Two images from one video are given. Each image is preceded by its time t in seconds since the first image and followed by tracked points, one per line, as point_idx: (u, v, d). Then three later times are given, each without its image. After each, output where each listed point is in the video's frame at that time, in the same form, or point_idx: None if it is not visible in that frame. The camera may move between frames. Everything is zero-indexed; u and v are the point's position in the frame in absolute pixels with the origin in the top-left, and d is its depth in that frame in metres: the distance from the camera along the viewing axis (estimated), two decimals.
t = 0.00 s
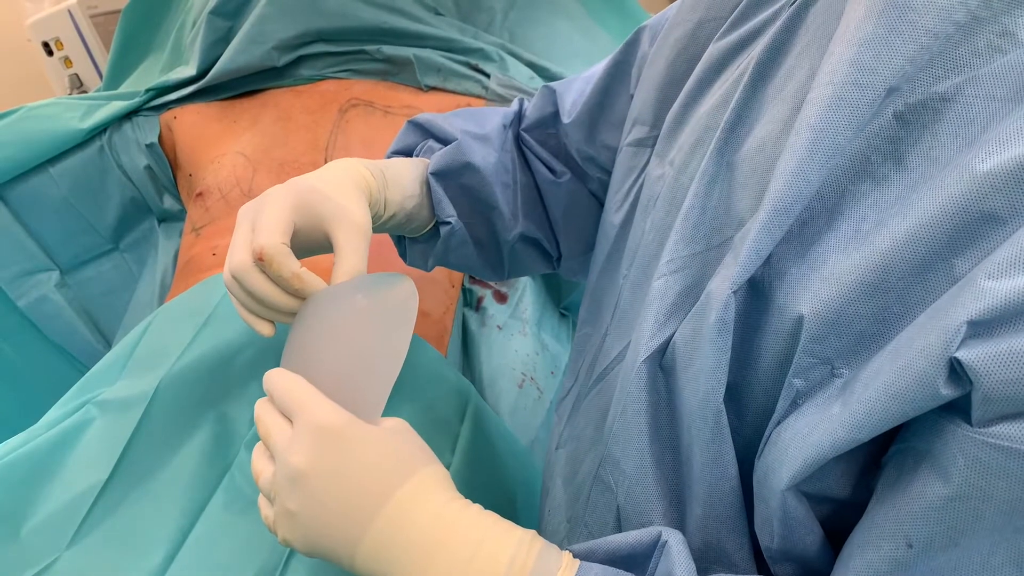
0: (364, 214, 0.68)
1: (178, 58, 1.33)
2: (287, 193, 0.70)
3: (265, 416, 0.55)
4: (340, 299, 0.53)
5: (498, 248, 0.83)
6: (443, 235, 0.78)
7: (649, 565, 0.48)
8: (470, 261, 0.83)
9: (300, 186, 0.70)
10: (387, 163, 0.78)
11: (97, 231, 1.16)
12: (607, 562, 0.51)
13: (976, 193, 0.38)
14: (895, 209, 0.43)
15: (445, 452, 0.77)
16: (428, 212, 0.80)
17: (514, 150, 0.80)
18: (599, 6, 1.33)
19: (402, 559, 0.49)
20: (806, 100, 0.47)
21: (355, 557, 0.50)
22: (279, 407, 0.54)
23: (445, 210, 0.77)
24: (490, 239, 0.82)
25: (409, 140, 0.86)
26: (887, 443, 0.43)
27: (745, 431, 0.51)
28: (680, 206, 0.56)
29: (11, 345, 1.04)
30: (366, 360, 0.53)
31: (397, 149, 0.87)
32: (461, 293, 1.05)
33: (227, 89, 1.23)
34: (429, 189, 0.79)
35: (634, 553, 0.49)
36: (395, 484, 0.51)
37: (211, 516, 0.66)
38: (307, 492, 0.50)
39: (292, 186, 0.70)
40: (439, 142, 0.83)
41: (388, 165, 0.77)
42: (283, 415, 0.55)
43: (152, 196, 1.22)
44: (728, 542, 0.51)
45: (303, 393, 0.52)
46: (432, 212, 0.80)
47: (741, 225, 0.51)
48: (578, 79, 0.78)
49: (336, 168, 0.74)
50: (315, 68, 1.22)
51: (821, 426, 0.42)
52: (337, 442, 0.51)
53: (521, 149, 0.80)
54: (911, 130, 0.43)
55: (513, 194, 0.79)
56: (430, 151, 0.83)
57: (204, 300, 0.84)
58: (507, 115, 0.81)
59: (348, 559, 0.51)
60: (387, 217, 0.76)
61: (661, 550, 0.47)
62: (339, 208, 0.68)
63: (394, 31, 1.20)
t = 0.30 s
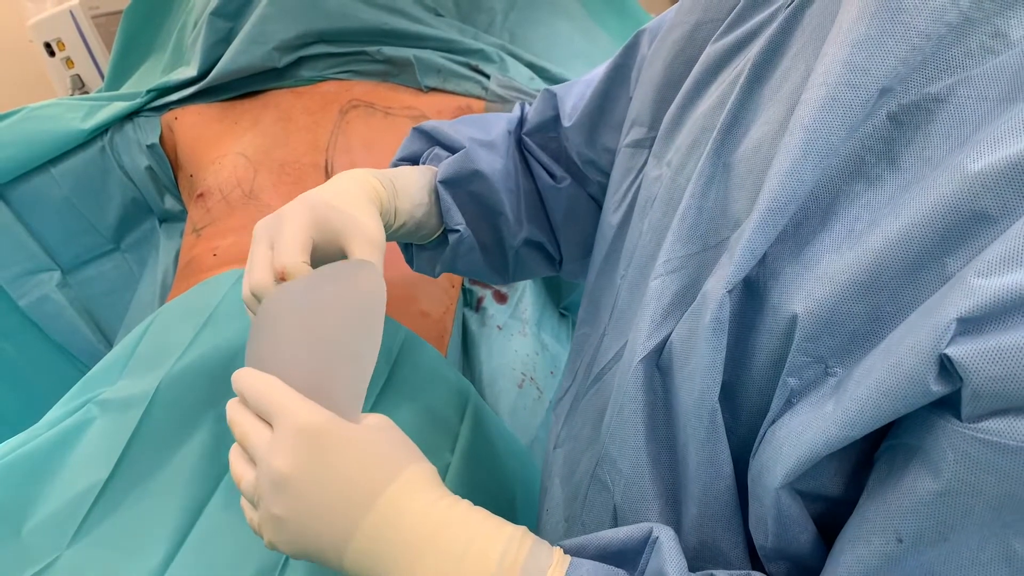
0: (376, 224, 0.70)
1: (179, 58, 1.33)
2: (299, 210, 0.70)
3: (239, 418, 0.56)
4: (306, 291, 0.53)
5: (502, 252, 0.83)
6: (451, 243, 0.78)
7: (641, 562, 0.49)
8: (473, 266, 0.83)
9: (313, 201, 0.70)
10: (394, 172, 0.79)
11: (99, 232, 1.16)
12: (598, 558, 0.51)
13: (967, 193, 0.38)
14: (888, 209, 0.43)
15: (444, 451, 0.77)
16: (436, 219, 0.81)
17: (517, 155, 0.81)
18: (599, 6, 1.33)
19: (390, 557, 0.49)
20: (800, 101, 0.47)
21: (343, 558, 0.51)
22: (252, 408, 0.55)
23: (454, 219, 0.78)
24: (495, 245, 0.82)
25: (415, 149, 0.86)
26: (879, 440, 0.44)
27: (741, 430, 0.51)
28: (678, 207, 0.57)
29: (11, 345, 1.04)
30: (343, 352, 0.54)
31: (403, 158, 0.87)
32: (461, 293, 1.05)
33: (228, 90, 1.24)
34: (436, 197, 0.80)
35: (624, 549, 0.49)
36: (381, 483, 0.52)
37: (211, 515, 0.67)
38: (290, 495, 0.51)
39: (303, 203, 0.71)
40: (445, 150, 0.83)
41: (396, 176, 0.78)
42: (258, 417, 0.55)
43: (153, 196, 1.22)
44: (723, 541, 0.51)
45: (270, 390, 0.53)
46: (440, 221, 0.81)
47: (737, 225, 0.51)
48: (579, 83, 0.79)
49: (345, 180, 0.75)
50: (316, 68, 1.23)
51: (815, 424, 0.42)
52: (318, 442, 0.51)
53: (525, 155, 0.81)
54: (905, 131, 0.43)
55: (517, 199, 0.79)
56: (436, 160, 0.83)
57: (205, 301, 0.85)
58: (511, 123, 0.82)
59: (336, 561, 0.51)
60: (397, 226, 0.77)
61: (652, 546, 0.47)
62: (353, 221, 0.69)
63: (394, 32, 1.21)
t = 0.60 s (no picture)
0: (377, 220, 0.69)
1: (180, 58, 1.33)
2: (301, 204, 0.70)
3: (254, 409, 0.55)
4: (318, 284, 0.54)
5: (501, 250, 0.83)
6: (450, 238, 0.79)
7: (648, 557, 0.49)
8: (472, 263, 0.83)
9: (313, 194, 0.71)
10: (394, 168, 0.79)
11: (100, 231, 1.16)
12: (605, 553, 0.51)
13: (968, 191, 0.38)
14: (889, 207, 0.43)
15: (444, 450, 0.77)
16: (436, 216, 0.81)
17: (517, 152, 0.81)
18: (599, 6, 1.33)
19: (398, 552, 0.49)
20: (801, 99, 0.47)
21: (353, 550, 0.51)
22: (268, 398, 0.54)
23: (453, 215, 0.78)
24: (494, 242, 0.82)
25: (415, 145, 0.87)
26: (881, 438, 0.44)
27: (742, 428, 0.52)
28: (678, 205, 0.57)
29: (13, 343, 1.04)
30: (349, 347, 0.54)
31: (404, 154, 0.87)
32: (461, 292, 1.05)
33: (229, 89, 1.24)
34: (437, 194, 0.80)
35: (631, 544, 0.49)
36: (388, 477, 0.51)
37: (212, 512, 0.67)
38: (301, 484, 0.51)
39: (304, 197, 0.71)
40: (445, 148, 0.83)
41: (397, 171, 0.78)
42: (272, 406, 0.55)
43: (154, 195, 1.23)
44: (725, 538, 0.51)
45: (292, 381, 0.53)
46: (439, 217, 0.80)
47: (739, 223, 0.51)
48: (581, 82, 0.79)
49: (345, 174, 0.75)
50: (317, 68, 1.23)
51: (818, 421, 0.42)
52: (330, 434, 0.51)
53: (525, 153, 0.81)
54: (906, 130, 0.43)
55: (517, 196, 0.79)
56: (436, 156, 0.83)
57: (206, 299, 0.85)
58: (512, 121, 0.82)
59: (347, 553, 0.51)
60: (397, 222, 0.76)
61: (658, 541, 0.47)
62: (351, 215, 0.69)
63: (395, 32, 1.21)
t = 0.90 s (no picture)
0: (374, 220, 0.70)
1: (183, 60, 1.34)
2: (296, 201, 0.71)
3: (268, 412, 0.56)
4: (332, 291, 0.55)
5: (502, 251, 0.84)
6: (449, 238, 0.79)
7: (650, 560, 0.49)
8: (473, 265, 0.84)
9: (313, 192, 0.71)
10: (394, 168, 0.79)
11: (103, 232, 1.17)
12: (607, 556, 0.52)
13: (965, 200, 0.39)
14: (887, 214, 0.44)
15: (445, 451, 0.78)
16: (434, 216, 0.81)
17: (518, 155, 0.81)
18: (599, 9, 1.34)
19: (407, 556, 0.50)
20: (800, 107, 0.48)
21: (360, 554, 0.52)
22: (281, 403, 0.55)
23: (452, 215, 0.78)
24: (495, 243, 0.83)
25: (416, 144, 0.87)
26: (878, 443, 0.44)
27: (740, 430, 0.52)
28: (678, 210, 0.57)
29: (17, 343, 1.05)
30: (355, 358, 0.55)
31: (405, 154, 0.88)
32: (462, 294, 1.06)
33: (232, 93, 1.25)
34: (436, 194, 0.81)
35: (633, 547, 0.50)
36: (398, 481, 0.52)
37: (215, 512, 0.67)
38: (312, 489, 0.51)
39: (302, 194, 0.72)
40: (446, 148, 0.84)
41: (396, 171, 0.79)
42: (285, 412, 0.56)
43: (157, 197, 1.23)
44: (724, 538, 0.52)
45: (304, 389, 0.54)
46: (439, 217, 0.81)
47: (739, 228, 0.52)
48: (582, 85, 0.80)
49: (345, 174, 0.76)
50: (319, 72, 1.23)
51: (816, 425, 0.43)
52: (339, 440, 0.52)
53: (526, 155, 0.82)
54: (904, 139, 0.44)
55: (517, 198, 0.80)
56: (436, 157, 0.84)
57: (210, 301, 0.85)
58: (513, 122, 0.82)
59: (356, 555, 0.52)
60: (395, 221, 0.77)
61: (660, 544, 0.48)
62: (349, 215, 0.70)
63: (396, 35, 1.22)
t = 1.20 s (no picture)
0: (375, 217, 0.71)
1: (185, 61, 1.35)
2: (298, 191, 0.71)
3: (266, 422, 0.57)
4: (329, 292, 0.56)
5: (505, 252, 0.84)
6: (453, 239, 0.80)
7: (645, 565, 0.49)
8: (475, 266, 0.84)
9: (314, 184, 0.71)
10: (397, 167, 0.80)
11: (106, 232, 1.18)
12: (605, 560, 0.52)
13: (959, 205, 0.39)
14: (883, 219, 0.44)
15: (445, 450, 0.78)
16: (438, 215, 0.82)
17: (522, 158, 0.81)
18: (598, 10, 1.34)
19: (407, 558, 0.51)
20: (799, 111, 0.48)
21: (360, 558, 0.52)
22: (279, 414, 0.56)
23: (456, 215, 0.79)
24: (498, 245, 0.83)
25: (422, 145, 0.88)
26: (874, 445, 0.45)
27: (738, 431, 0.53)
28: (679, 212, 0.58)
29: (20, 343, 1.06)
30: (357, 359, 0.55)
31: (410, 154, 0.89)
32: (462, 295, 1.06)
33: (235, 94, 1.25)
34: (439, 194, 0.81)
35: (629, 553, 0.51)
36: (399, 485, 0.53)
37: (217, 511, 0.68)
38: (313, 492, 0.52)
39: (304, 186, 0.72)
40: (450, 150, 0.84)
41: (398, 169, 0.80)
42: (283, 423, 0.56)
43: (159, 197, 1.24)
44: (722, 538, 0.52)
45: (304, 401, 0.54)
46: (443, 217, 0.82)
47: (738, 231, 0.52)
48: (585, 88, 0.80)
49: (348, 171, 0.76)
50: (320, 74, 1.24)
51: (812, 427, 0.43)
52: (339, 443, 0.53)
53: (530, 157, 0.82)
54: (900, 144, 0.44)
55: (520, 199, 0.80)
56: (440, 158, 0.85)
57: (212, 302, 0.86)
58: (517, 124, 0.83)
59: (356, 561, 0.52)
60: (399, 218, 0.77)
61: (653, 553, 0.48)
62: (350, 211, 0.70)
63: (397, 37, 1.22)
